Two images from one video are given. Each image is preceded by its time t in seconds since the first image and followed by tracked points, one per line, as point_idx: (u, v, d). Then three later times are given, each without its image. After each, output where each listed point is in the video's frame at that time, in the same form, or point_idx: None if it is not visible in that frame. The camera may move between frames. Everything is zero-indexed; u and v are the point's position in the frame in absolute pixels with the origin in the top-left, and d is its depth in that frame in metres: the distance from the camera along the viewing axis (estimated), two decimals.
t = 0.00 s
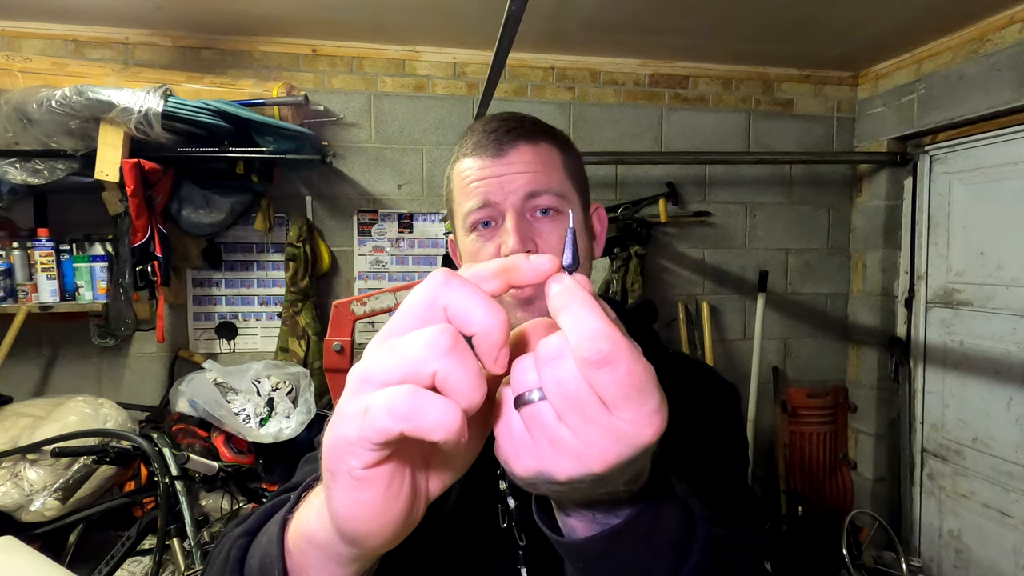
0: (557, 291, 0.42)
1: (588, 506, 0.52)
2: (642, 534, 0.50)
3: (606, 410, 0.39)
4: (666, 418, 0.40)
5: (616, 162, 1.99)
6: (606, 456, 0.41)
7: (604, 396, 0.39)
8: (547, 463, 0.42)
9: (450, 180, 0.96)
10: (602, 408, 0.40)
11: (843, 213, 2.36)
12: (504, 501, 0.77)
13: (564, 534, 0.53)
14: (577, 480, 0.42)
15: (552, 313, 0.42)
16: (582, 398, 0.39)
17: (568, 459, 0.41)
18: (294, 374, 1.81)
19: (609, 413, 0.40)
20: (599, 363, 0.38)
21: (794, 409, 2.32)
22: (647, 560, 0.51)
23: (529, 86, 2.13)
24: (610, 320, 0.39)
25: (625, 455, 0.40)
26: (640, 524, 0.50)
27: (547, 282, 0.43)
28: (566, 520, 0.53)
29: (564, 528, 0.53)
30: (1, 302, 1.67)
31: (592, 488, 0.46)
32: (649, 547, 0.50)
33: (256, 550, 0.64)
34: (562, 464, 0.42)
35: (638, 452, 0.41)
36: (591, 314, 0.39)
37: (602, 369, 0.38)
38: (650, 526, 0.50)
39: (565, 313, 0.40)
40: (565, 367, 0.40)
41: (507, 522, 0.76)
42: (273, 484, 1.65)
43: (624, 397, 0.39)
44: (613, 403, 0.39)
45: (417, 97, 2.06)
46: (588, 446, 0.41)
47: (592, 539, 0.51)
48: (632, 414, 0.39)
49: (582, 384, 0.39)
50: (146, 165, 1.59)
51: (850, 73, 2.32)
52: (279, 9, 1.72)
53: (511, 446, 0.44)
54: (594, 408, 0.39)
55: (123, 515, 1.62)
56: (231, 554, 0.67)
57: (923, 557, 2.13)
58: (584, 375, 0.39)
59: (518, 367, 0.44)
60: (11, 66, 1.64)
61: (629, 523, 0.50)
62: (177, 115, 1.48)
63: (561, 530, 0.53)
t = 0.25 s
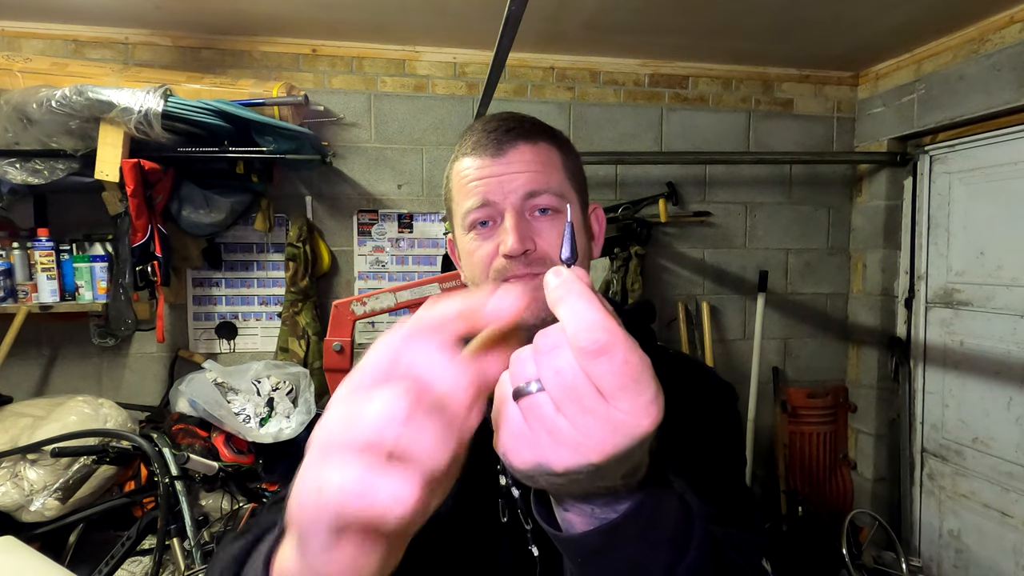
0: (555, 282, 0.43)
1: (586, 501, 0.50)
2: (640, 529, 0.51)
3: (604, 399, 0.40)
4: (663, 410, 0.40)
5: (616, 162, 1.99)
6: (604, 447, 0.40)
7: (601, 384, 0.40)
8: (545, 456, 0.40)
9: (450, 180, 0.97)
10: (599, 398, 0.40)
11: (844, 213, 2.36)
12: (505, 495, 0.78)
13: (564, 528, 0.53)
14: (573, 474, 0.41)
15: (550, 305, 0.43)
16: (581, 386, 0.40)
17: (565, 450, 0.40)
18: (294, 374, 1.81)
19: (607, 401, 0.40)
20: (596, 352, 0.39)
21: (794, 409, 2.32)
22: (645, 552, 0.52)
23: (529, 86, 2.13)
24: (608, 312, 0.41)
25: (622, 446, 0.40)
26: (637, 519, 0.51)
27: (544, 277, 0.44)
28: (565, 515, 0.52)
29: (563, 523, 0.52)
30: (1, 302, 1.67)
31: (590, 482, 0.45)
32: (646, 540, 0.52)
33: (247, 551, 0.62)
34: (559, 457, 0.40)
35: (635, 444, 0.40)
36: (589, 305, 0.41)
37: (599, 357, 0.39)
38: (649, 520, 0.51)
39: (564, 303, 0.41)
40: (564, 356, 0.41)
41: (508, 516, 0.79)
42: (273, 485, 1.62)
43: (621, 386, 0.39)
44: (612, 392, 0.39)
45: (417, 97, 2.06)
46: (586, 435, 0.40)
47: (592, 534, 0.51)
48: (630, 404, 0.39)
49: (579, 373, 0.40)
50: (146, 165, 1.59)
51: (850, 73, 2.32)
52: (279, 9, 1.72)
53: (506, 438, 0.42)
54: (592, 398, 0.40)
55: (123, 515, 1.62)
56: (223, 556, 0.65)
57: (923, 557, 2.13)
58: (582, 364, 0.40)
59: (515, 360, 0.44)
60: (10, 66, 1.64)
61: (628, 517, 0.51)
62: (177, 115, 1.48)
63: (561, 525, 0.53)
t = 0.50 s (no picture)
0: (557, 283, 0.40)
1: (582, 505, 0.52)
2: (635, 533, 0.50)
3: (611, 406, 0.40)
4: (670, 414, 0.41)
5: (616, 162, 1.99)
6: (611, 454, 0.41)
7: (610, 392, 0.39)
8: (550, 464, 0.42)
9: (451, 177, 0.96)
10: (609, 404, 0.40)
11: (844, 213, 2.36)
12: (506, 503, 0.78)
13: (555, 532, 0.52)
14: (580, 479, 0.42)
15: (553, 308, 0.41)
16: (587, 394, 0.40)
17: (571, 460, 0.41)
18: (294, 374, 1.81)
19: (614, 409, 0.40)
20: (608, 359, 0.38)
21: (794, 409, 2.32)
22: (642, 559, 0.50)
23: (529, 86, 2.13)
24: (616, 313, 0.39)
25: (630, 450, 0.41)
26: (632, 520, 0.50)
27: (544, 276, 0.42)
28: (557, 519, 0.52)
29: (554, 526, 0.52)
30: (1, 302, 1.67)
31: (593, 486, 0.45)
32: (643, 544, 0.50)
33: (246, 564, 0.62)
34: (564, 466, 0.42)
35: (642, 449, 0.41)
36: (595, 308, 0.39)
37: (610, 363, 0.38)
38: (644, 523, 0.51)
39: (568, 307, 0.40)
40: (573, 363, 0.40)
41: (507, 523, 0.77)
42: (273, 485, 1.63)
43: (631, 392, 0.39)
44: (621, 398, 0.39)
45: (417, 97, 2.06)
46: (590, 445, 0.41)
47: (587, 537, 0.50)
48: (639, 409, 0.39)
49: (589, 380, 0.40)
50: (146, 165, 1.59)
51: (850, 73, 2.32)
52: (278, 9, 1.72)
53: (511, 449, 0.44)
54: (602, 405, 0.40)
55: (123, 515, 1.62)
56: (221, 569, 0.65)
57: (923, 557, 2.13)
58: (591, 371, 0.40)
59: (521, 368, 0.44)
60: (10, 66, 1.64)
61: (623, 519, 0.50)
62: (177, 115, 1.48)
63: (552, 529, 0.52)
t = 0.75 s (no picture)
0: (560, 298, 0.37)
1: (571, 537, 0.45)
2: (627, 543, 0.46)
3: (626, 435, 0.36)
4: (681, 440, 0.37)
5: (616, 162, 1.99)
6: (625, 487, 0.37)
7: (626, 417, 0.36)
8: (556, 503, 0.38)
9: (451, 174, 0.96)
10: (625, 433, 0.36)
11: (843, 213, 2.36)
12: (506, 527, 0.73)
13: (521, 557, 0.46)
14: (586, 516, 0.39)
15: (559, 327, 0.37)
16: (593, 427, 0.36)
17: (579, 497, 0.38)
18: (294, 374, 1.81)
19: (623, 440, 0.36)
20: (630, 384, 0.34)
21: (794, 409, 2.32)
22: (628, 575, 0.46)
23: (529, 86, 2.13)
24: (632, 328, 0.35)
25: (644, 479, 0.37)
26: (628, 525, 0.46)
27: (541, 290, 0.38)
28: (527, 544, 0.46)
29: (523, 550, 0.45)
30: (1, 302, 1.67)
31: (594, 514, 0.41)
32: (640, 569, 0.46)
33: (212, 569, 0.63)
34: (572, 503, 0.38)
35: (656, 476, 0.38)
36: (607, 325, 0.35)
37: (631, 389, 0.35)
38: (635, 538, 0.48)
39: (578, 324, 0.36)
40: (586, 391, 0.36)
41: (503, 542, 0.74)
42: (273, 485, 1.64)
43: (651, 418, 0.36)
44: (640, 426, 0.36)
45: (417, 97, 2.06)
46: (597, 480, 0.37)
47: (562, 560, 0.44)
48: (657, 436, 0.36)
49: (605, 409, 0.35)
50: (146, 165, 1.59)
51: (850, 73, 2.32)
52: (278, 9, 1.72)
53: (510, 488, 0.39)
54: (619, 435, 0.36)
55: (123, 515, 1.62)
56: None
57: (923, 557, 2.13)
58: (607, 398, 0.35)
59: (517, 397, 0.39)
60: (10, 66, 1.64)
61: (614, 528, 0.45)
62: (178, 115, 1.48)
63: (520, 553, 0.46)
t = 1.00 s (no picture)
0: (587, 286, 0.36)
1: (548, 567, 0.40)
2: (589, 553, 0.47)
3: (667, 423, 0.35)
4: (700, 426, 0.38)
5: (616, 162, 1.99)
6: (666, 480, 0.36)
7: (667, 403, 0.35)
8: (600, 514, 0.35)
9: (450, 172, 0.96)
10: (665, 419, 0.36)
11: (843, 213, 2.36)
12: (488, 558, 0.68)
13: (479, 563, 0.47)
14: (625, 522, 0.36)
15: (590, 317, 0.36)
16: (639, 419, 0.34)
17: (627, 503, 0.35)
18: (294, 374, 1.81)
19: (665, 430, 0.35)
20: (677, 367, 0.35)
21: (794, 409, 2.32)
22: None
23: (529, 86, 2.13)
24: (662, 309, 0.36)
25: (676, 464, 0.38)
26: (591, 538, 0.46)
27: (560, 282, 0.36)
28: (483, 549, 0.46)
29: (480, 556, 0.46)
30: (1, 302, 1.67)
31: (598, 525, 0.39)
32: None
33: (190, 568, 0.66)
34: (618, 511, 0.35)
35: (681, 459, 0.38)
36: (640, 310, 0.35)
37: (678, 372, 0.35)
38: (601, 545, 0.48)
39: (610, 311, 0.35)
40: (634, 384, 0.34)
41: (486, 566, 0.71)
42: (273, 485, 1.63)
43: (686, 399, 0.36)
44: (679, 410, 0.36)
45: (417, 97, 2.06)
46: (644, 480, 0.35)
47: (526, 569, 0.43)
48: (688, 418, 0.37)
49: (653, 400, 0.34)
50: (146, 165, 1.59)
51: (850, 73, 2.32)
52: (278, 9, 1.72)
53: (551, 506, 0.35)
54: (666, 423, 0.35)
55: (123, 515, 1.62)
56: None
57: (923, 557, 2.13)
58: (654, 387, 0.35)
59: (546, 409, 0.34)
60: (10, 66, 1.64)
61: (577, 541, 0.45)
62: (178, 115, 1.48)
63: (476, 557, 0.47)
